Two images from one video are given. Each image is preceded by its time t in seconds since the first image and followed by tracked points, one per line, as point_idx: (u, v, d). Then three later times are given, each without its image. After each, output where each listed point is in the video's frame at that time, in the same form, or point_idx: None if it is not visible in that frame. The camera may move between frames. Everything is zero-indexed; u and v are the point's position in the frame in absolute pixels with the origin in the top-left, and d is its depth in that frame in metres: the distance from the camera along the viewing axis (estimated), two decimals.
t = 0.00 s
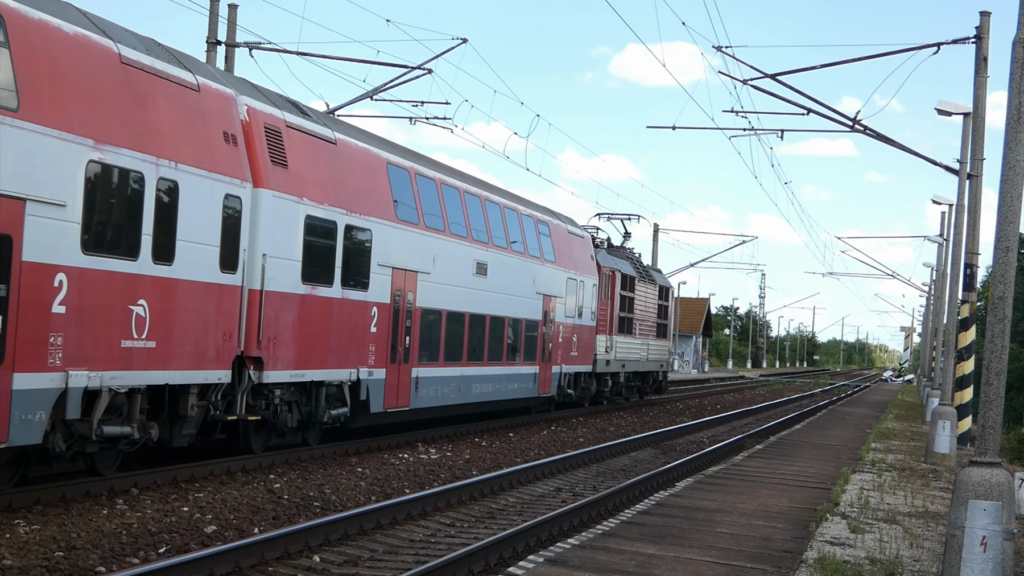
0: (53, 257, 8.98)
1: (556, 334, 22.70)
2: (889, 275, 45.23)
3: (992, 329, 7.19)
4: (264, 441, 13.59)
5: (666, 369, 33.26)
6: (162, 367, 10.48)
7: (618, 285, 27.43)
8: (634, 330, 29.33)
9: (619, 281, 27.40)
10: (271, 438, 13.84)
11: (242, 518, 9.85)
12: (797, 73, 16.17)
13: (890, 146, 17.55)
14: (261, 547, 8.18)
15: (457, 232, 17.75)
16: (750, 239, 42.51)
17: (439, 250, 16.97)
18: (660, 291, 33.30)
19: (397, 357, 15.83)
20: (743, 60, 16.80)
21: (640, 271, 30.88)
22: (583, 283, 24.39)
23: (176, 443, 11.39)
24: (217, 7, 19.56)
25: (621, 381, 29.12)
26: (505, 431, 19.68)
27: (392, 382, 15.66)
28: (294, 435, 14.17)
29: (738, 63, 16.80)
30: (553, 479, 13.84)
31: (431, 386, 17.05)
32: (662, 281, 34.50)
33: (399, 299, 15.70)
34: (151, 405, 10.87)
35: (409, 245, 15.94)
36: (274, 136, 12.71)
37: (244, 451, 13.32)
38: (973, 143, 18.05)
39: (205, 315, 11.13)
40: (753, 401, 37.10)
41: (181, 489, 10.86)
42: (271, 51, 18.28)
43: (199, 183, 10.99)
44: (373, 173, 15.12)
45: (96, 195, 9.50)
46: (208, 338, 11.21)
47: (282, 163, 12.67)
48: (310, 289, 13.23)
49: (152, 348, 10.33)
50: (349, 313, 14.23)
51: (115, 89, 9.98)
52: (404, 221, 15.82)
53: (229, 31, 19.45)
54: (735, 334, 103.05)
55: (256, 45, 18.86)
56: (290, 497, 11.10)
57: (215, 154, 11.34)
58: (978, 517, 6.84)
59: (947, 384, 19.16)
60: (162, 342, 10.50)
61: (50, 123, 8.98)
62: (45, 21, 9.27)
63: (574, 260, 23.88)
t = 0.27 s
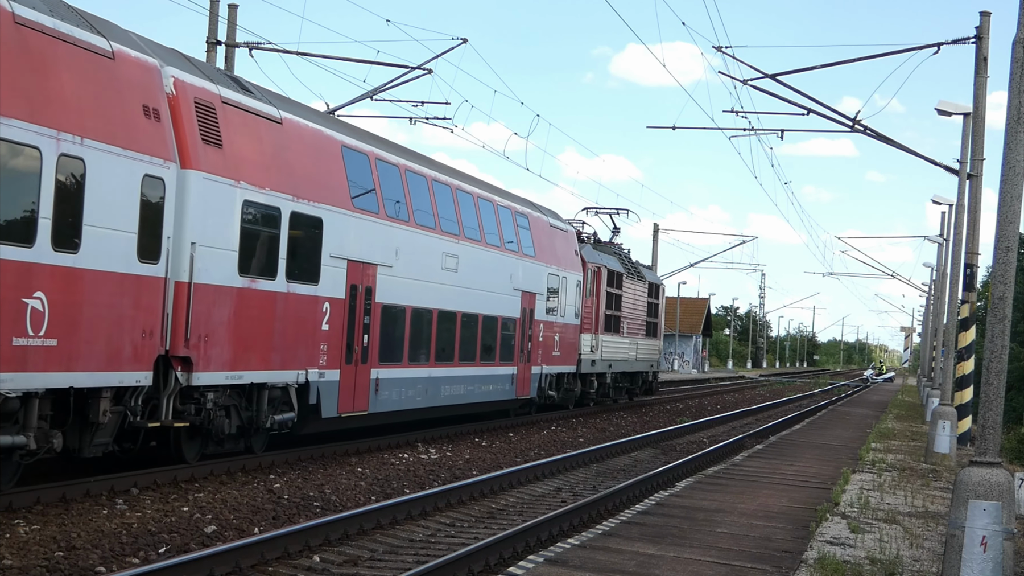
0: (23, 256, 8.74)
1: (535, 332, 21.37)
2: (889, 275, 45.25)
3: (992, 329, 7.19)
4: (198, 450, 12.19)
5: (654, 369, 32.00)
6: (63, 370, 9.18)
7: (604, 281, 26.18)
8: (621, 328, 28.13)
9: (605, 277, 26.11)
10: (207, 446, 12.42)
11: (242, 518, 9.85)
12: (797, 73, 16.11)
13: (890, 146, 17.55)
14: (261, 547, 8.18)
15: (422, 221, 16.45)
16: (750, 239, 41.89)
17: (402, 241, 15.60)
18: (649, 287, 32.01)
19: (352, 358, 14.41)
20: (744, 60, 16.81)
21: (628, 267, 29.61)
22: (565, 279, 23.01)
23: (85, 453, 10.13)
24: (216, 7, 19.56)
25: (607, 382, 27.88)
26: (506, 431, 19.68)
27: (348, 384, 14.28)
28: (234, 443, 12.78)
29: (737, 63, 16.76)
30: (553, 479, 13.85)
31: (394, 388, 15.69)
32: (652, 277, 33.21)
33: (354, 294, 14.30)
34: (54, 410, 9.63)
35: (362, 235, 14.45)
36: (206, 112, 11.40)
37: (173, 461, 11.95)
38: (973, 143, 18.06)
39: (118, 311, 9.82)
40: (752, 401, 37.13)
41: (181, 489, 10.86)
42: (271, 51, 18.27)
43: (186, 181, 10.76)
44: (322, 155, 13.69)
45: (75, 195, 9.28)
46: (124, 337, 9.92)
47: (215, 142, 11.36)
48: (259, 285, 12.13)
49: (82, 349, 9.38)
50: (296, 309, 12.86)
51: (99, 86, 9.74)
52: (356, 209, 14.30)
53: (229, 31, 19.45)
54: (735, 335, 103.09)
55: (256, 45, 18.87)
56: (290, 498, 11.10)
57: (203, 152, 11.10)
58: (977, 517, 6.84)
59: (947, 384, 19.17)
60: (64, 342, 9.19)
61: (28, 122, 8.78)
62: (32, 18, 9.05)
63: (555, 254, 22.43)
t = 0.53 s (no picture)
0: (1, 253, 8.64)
1: (512, 331, 20.22)
2: (889, 275, 45.23)
3: (992, 329, 7.19)
4: (117, 461, 10.94)
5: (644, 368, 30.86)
6: None
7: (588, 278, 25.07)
8: (606, 326, 26.96)
9: (588, 274, 24.98)
10: (129, 457, 11.17)
11: (242, 518, 9.85)
12: (797, 73, 16.19)
13: (890, 146, 17.56)
14: (261, 547, 8.18)
15: (414, 219, 16.09)
16: (750, 240, 40.95)
17: (359, 231, 14.33)
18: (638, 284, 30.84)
19: (298, 359, 13.09)
20: (744, 60, 16.83)
21: (615, 264, 28.47)
22: (544, 275, 21.81)
23: None
24: (217, 8, 19.56)
25: (592, 383, 26.77)
26: (505, 431, 19.70)
27: (291, 386, 12.96)
28: (160, 452, 11.50)
29: (738, 63, 16.81)
30: (553, 479, 13.85)
31: (349, 391, 14.39)
32: (641, 274, 32.04)
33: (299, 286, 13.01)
34: None
35: (333, 228, 13.71)
36: (157, 96, 10.73)
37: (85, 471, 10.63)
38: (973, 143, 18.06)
39: (7, 302, 8.68)
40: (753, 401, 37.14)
41: (181, 489, 10.86)
42: (271, 51, 18.27)
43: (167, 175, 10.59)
44: (266, 136, 12.51)
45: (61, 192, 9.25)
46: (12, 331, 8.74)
47: (130, 115, 10.18)
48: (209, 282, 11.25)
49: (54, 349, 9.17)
50: (229, 302, 11.59)
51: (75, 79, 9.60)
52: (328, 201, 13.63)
53: (229, 31, 19.44)
54: (735, 335, 103.01)
55: (256, 45, 18.86)
56: (290, 497, 11.10)
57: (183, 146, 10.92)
58: (978, 517, 6.84)
59: (947, 385, 19.18)
60: None
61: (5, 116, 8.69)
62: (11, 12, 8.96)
63: (532, 248, 21.16)
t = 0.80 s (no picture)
0: (12, 256, 8.58)
1: (485, 330, 18.72)
2: (889, 275, 45.17)
3: (992, 329, 7.19)
4: (7, 476, 9.47)
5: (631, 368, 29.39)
6: None
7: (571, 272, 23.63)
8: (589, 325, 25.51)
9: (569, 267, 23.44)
10: (21, 470, 9.72)
11: (242, 518, 9.85)
12: (798, 73, 16.28)
13: (890, 146, 17.56)
14: (261, 547, 8.19)
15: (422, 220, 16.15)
16: (750, 238, 42.63)
17: (303, 218, 12.85)
18: (626, 279, 29.26)
19: (226, 359, 11.48)
20: (744, 60, 16.84)
21: (600, 258, 26.95)
22: (520, 268, 20.32)
23: None
24: (217, 7, 19.56)
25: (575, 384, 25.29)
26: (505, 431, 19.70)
27: (218, 391, 11.35)
28: (57, 465, 10.06)
29: (738, 63, 16.91)
30: (553, 479, 13.85)
31: (289, 394, 12.80)
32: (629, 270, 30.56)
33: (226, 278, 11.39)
34: None
35: (328, 227, 13.47)
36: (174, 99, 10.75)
37: None
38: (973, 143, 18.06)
39: None
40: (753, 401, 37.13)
41: (181, 489, 10.86)
42: (271, 51, 18.29)
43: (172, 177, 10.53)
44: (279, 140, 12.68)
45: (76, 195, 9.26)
46: None
47: (143, 118, 10.20)
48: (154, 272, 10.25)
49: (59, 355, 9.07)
50: (145, 293, 10.11)
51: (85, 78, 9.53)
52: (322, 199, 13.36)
53: (229, 31, 19.44)
54: (735, 335, 102.99)
55: (256, 45, 18.86)
56: (290, 497, 11.10)
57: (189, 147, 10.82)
58: (978, 517, 6.83)
59: (947, 385, 19.18)
60: None
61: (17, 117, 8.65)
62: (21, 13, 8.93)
63: (509, 240, 19.83)
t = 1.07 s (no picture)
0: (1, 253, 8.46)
1: (454, 328, 17.34)
2: (889, 275, 45.14)
3: (992, 329, 7.19)
4: None
5: (618, 368, 27.94)
6: None
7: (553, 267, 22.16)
8: (574, 323, 24.14)
9: (551, 262, 21.98)
10: None
11: (242, 518, 9.85)
12: (797, 73, 16.23)
13: (890, 146, 17.55)
14: (261, 547, 8.19)
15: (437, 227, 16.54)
16: (749, 241, 42.20)
17: (235, 203, 11.45)
18: (613, 275, 27.70)
19: (141, 360, 10.03)
20: (744, 60, 16.85)
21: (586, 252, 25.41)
22: (493, 261, 18.88)
23: None
24: (217, 8, 19.56)
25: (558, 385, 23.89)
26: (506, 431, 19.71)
27: (131, 396, 9.91)
28: None
29: (738, 63, 16.85)
30: (553, 479, 13.85)
31: (260, 397, 12.13)
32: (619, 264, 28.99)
33: (136, 267, 9.89)
34: None
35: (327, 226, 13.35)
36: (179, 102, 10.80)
37: None
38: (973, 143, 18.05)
39: None
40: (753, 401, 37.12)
41: (181, 489, 10.87)
42: (271, 51, 18.30)
43: (179, 178, 10.56)
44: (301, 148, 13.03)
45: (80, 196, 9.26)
46: None
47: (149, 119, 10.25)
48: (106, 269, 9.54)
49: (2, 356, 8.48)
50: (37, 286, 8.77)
51: (91, 80, 9.55)
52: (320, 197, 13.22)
53: (229, 31, 19.44)
54: (735, 335, 102.99)
55: (257, 45, 18.86)
56: (290, 497, 11.10)
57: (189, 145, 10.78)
58: (978, 517, 6.83)
59: (947, 385, 19.18)
60: None
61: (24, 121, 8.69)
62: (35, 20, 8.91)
63: (483, 233, 18.53)
